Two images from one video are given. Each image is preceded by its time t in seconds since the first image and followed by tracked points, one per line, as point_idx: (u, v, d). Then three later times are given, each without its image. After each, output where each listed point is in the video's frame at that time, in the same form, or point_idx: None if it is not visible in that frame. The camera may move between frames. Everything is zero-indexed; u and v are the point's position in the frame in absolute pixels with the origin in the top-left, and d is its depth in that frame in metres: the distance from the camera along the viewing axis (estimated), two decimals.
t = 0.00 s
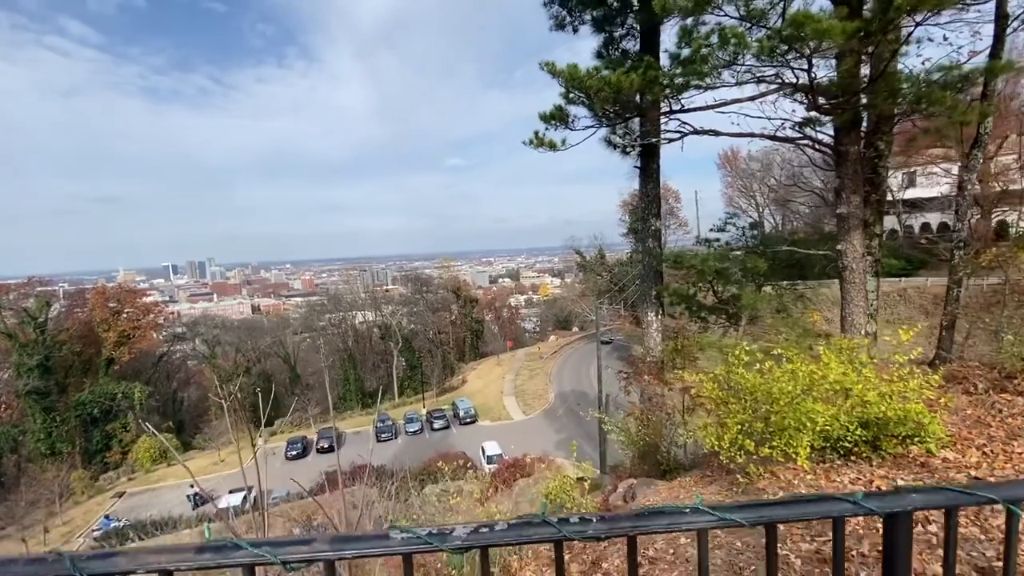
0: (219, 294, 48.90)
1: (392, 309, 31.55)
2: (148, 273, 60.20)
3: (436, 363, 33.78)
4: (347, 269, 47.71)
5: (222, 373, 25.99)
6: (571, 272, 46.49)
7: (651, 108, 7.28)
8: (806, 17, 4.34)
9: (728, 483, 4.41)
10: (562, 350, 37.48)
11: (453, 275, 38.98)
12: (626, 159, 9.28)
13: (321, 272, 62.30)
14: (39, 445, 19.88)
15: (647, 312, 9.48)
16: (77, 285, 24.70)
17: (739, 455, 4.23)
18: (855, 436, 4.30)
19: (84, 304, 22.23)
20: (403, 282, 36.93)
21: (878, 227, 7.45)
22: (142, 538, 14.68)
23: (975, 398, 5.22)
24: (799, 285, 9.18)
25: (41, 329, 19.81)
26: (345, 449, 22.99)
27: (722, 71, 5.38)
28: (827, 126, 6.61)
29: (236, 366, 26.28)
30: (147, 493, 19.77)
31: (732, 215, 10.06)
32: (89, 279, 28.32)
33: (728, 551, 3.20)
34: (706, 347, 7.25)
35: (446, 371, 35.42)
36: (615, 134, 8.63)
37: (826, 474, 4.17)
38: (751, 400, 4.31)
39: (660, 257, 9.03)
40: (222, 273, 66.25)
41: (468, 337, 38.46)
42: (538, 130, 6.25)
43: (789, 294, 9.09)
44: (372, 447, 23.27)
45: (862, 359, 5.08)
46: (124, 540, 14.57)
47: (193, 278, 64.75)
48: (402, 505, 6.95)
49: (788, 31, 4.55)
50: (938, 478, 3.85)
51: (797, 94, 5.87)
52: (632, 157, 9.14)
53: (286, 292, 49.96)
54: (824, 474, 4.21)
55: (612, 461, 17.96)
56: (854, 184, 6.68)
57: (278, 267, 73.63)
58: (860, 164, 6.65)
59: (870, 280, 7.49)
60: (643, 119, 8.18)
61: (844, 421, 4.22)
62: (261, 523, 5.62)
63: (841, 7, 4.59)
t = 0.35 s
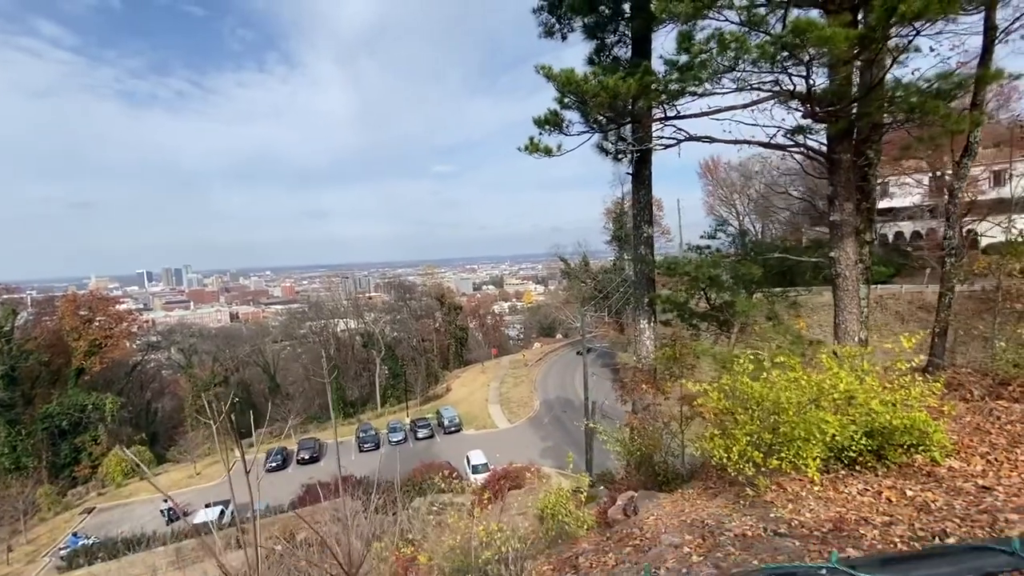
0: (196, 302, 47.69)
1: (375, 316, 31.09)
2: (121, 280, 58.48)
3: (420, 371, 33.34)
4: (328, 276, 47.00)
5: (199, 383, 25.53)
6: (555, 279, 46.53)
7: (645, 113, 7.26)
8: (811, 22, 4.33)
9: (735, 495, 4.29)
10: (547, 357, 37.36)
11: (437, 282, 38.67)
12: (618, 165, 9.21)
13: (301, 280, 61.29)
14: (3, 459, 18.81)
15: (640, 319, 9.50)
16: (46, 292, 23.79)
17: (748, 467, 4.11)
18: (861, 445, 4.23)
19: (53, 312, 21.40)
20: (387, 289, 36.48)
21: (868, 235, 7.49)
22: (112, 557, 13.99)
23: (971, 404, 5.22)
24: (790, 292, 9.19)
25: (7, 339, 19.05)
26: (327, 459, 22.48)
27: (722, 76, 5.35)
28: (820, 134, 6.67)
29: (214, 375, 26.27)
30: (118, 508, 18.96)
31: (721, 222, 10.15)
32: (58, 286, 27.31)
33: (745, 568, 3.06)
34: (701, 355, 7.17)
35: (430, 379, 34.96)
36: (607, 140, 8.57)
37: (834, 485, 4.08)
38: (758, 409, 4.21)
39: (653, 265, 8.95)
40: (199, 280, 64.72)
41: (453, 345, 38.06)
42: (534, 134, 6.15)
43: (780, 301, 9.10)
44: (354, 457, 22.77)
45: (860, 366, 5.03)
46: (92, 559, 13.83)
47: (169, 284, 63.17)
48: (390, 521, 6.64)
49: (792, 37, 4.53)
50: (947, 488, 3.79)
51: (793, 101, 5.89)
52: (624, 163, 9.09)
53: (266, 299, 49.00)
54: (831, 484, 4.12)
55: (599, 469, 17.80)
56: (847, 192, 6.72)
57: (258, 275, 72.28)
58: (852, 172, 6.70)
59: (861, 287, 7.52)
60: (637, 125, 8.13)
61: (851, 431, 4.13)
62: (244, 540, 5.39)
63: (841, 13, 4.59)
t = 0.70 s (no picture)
0: (174, 306, 46.55)
1: (359, 321, 30.61)
2: (96, 283, 56.82)
3: (405, 377, 32.88)
4: (311, 280, 46.27)
5: (177, 389, 24.76)
6: (541, 283, 46.53)
7: (639, 117, 7.20)
8: (817, 28, 4.29)
9: (740, 510, 4.15)
10: (532, 362, 37.23)
11: (422, 287, 38.31)
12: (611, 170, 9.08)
13: (284, 283, 60.18)
14: None
15: (633, 323, 9.07)
16: (16, 296, 22.93)
17: (756, 481, 3.98)
18: (868, 456, 4.12)
19: (24, 317, 20.63)
20: (371, 294, 36.08)
21: (861, 242, 7.49)
22: (88, 568, 13.37)
23: (970, 412, 5.19)
24: (782, 298, 9.18)
25: None
26: (310, 466, 21.98)
27: (722, 79, 5.28)
28: (814, 139, 6.65)
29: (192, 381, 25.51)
30: (91, 518, 18.23)
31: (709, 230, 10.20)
32: (28, 290, 26.33)
33: None
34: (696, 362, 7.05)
35: (415, 384, 34.54)
36: (601, 144, 8.44)
37: (841, 497, 3.98)
38: (764, 422, 4.07)
39: (646, 270, 8.86)
40: (177, 283, 63.28)
41: (438, 349, 37.70)
42: (529, 136, 6.05)
43: (771, 306, 9.08)
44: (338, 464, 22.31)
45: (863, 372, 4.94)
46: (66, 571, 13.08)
47: (147, 287, 61.65)
48: (378, 534, 6.37)
49: (795, 40, 4.47)
50: (956, 500, 3.71)
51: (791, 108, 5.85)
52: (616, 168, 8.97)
53: (247, 303, 48.03)
54: (839, 497, 4.01)
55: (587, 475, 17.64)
56: (841, 199, 6.72)
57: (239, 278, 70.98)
58: (847, 178, 6.69)
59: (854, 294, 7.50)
60: (629, 130, 8.04)
61: (860, 443, 4.01)
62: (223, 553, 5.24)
63: (843, 18, 4.55)
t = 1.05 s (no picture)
0: (158, 307, 45.72)
1: (348, 322, 30.28)
2: (78, 284, 55.65)
3: (394, 379, 32.56)
4: (299, 281, 45.75)
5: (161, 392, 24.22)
6: (530, 285, 46.47)
7: (635, 117, 7.12)
8: (820, 29, 4.23)
9: (743, 518, 4.07)
10: (522, 363, 37.12)
11: (412, 288, 38.06)
12: (606, 171, 8.97)
13: (271, 284, 59.44)
14: None
15: (627, 326, 8.96)
16: None
17: (761, 489, 3.90)
18: (872, 462, 4.06)
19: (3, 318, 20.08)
20: (360, 295, 35.76)
21: (856, 245, 7.47)
22: None
23: (968, 416, 5.16)
24: (776, 301, 9.17)
25: None
26: (297, 470, 21.64)
27: (722, 80, 5.23)
28: (810, 140, 6.62)
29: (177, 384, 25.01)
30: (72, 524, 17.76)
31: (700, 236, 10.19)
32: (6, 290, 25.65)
33: None
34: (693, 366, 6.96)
35: (404, 386, 34.21)
36: (596, 144, 8.33)
37: (845, 504, 3.92)
38: (769, 428, 3.99)
39: (642, 273, 8.78)
40: (162, 284, 62.20)
41: (428, 351, 37.41)
42: (526, 135, 5.96)
43: (765, 309, 9.03)
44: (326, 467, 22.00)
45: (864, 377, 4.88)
46: None
47: (130, 288, 60.55)
48: (369, 542, 6.18)
49: (797, 41, 4.42)
50: (961, 507, 3.66)
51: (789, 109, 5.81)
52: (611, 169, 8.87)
53: (233, 304, 47.30)
54: (844, 504, 3.94)
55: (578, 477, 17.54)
56: (838, 202, 6.69)
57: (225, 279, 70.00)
58: (843, 181, 6.68)
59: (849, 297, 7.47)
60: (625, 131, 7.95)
61: (865, 449, 3.94)
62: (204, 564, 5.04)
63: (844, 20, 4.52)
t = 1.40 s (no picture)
0: (149, 307, 45.25)
1: (341, 322, 30.09)
2: (68, 283, 55.02)
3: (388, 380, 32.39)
4: (293, 281, 45.47)
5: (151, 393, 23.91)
6: (525, 284, 46.40)
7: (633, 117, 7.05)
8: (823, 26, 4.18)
9: (746, 523, 4.01)
10: (517, 364, 37.02)
11: (406, 288, 37.90)
12: (603, 170, 8.91)
13: (264, 284, 59.03)
14: None
15: (624, 327, 8.90)
16: None
17: (764, 494, 3.84)
18: (875, 466, 4.01)
19: None
20: (353, 295, 35.56)
21: (854, 246, 7.44)
22: None
23: (969, 417, 5.12)
24: (774, 302, 9.11)
25: None
26: (290, 471, 21.43)
27: (723, 79, 5.17)
28: (810, 140, 6.58)
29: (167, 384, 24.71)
30: (61, 526, 17.46)
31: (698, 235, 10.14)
32: None
33: None
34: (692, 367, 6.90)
35: (398, 386, 34.04)
36: (593, 144, 8.27)
37: (848, 508, 3.87)
38: (771, 432, 3.94)
39: (639, 273, 8.71)
40: (153, 283, 61.57)
41: (422, 351, 37.24)
42: (523, 134, 5.89)
43: (763, 310, 8.98)
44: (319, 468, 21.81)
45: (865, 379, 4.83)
46: None
47: (121, 288, 59.95)
48: (364, 546, 6.08)
49: (800, 38, 4.37)
50: (965, 511, 3.62)
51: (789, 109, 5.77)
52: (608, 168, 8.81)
53: (225, 304, 46.92)
54: (847, 508, 3.88)
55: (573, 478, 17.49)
56: (836, 203, 6.67)
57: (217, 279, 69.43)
58: (842, 182, 6.65)
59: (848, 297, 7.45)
60: (623, 131, 7.88)
61: (870, 452, 3.88)
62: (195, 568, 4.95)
63: (847, 18, 4.48)
